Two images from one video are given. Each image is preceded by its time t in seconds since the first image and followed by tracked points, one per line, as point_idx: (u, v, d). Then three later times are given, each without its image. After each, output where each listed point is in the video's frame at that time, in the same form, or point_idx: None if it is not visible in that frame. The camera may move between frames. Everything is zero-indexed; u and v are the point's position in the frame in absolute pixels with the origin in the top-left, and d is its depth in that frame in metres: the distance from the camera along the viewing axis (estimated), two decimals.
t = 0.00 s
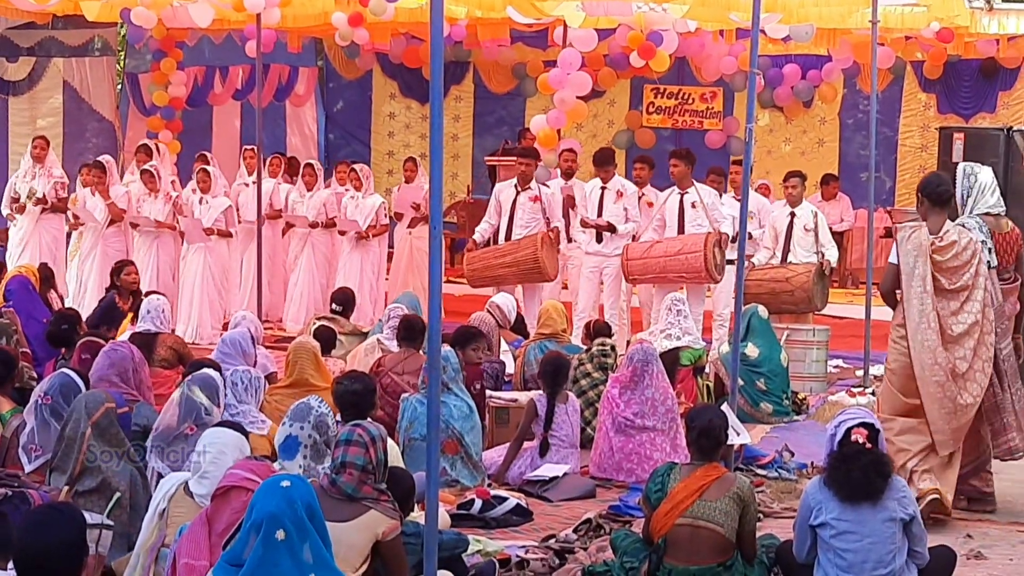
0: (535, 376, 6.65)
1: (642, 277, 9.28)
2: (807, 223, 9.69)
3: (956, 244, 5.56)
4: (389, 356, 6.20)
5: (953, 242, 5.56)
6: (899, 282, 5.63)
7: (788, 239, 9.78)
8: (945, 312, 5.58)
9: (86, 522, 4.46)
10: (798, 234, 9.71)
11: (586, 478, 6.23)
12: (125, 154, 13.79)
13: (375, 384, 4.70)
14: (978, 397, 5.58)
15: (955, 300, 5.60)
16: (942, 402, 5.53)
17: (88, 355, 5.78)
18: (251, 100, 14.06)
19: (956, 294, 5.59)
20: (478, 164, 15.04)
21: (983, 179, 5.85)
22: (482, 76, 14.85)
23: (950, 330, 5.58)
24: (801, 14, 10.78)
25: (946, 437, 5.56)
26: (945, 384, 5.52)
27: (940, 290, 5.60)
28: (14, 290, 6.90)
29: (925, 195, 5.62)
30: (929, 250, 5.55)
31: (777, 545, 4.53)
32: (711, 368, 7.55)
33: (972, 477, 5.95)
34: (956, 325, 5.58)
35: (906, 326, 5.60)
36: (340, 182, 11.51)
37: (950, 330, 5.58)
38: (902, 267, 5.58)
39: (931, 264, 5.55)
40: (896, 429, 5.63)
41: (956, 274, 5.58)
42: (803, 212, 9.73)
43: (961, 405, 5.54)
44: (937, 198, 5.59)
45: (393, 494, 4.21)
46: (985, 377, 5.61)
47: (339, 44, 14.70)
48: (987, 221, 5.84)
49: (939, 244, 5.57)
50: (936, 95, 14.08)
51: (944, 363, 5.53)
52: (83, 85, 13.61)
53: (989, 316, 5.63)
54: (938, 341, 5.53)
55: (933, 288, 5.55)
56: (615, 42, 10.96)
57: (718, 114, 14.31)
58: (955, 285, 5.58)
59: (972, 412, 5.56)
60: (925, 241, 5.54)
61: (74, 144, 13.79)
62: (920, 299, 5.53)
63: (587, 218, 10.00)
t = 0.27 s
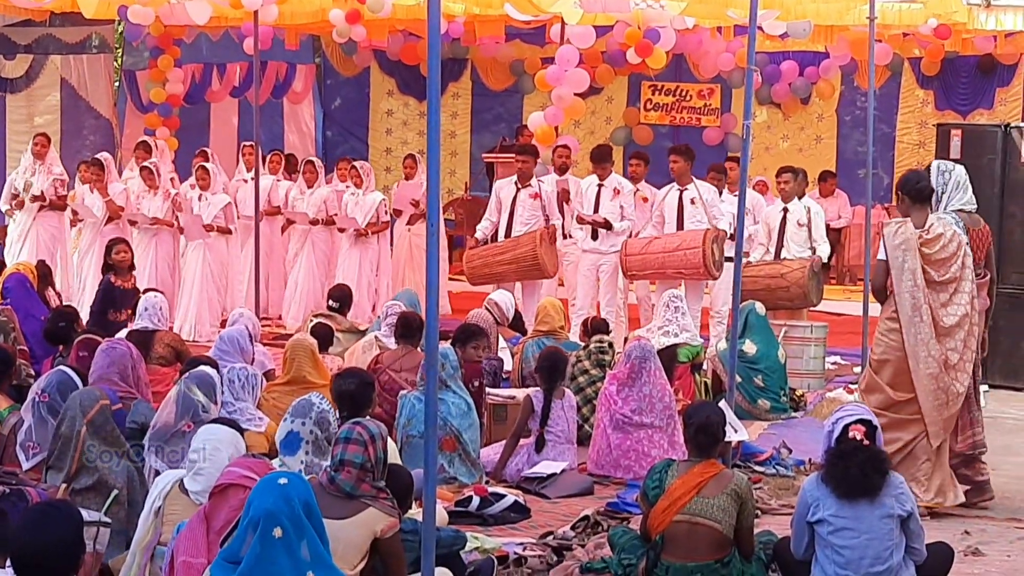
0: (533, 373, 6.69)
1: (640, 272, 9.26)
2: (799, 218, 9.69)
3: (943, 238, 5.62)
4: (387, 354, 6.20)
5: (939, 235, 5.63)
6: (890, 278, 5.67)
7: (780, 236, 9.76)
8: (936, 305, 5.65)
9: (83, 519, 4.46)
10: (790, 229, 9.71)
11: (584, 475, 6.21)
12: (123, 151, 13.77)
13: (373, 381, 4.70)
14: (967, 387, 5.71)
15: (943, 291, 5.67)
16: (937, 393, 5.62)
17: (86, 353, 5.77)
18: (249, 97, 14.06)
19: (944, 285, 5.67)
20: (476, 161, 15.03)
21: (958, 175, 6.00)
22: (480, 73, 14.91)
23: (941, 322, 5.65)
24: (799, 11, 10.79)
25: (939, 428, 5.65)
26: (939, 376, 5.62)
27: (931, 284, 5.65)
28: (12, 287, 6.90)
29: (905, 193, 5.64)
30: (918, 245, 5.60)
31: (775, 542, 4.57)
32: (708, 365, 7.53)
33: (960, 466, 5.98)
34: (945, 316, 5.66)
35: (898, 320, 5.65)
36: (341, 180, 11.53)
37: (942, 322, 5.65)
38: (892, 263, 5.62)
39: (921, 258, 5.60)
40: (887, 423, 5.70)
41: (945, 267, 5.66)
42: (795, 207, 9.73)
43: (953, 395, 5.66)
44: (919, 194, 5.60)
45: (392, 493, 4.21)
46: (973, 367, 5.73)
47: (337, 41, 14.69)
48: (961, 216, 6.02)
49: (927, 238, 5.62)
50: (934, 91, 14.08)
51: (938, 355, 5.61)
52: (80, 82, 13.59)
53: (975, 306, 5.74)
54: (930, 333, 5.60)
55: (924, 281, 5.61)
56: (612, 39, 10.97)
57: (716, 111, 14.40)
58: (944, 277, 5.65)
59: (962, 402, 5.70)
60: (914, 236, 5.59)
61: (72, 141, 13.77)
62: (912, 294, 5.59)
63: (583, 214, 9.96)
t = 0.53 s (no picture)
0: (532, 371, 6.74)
1: (637, 270, 9.26)
2: (789, 214, 9.70)
3: (917, 236, 5.69)
4: (384, 351, 6.21)
5: (913, 232, 5.69)
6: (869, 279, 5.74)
7: (770, 232, 9.76)
8: (916, 302, 5.72)
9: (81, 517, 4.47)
10: (781, 226, 9.71)
11: (582, 471, 6.23)
12: (121, 148, 13.77)
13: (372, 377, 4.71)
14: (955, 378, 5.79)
15: (924, 289, 5.73)
16: (925, 388, 5.70)
17: (84, 350, 5.76)
18: (247, 94, 14.07)
19: (923, 282, 5.73)
20: (474, 158, 15.02)
21: (933, 167, 6.14)
22: (477, 71, 14.88)
23: (924, 318, 5.72)
24: (796, 8, 10.80)
25: (931, 420, 5.74)
26: (927, 372, 5.69)
27: (911, 281, 5.72)
28: (10, 285, 6.90)
29: (876, 192, 5.70)
30: (894, 245, 5.67)
31: (772, 539, 4.59)
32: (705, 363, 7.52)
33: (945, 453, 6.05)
34: (927, 312, 5.72)
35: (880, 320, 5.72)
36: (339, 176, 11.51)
37: (925, 319, 5.72)
38: (870, 265, 5.70)
39: (897, 258, 5.67)
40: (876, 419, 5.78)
41: (922, 263, 5.71)
42: (785, 204, 9.74)
43: (941, 388, 5.74)
44: (890, 192, 5.66)
45: (391, 490, 4.22)
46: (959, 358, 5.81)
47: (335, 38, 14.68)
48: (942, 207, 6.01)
49: (901, 237, 5.69)
50: (931, 88, 13.97)
51: (924, 352, 5.68)
52: (78, 80, 13.58)
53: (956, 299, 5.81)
54: (914, 330, 5.67)
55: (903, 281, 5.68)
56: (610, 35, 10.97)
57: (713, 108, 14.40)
58: (923, 274, 5.71)
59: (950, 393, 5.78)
60: (888, 237, 5.66)
61: (70, 139, 13.76)
62: (892, 293, 5.66)
63: (576, 211, 9.99)
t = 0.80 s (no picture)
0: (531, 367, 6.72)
1: (631, 265, 9.27)
2: (781, 210, 9.70)
3: (895, 227, 5.80)
4: (382, 347, 6.20)
5: (892, 224, 5.80)
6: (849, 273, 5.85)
7: (762, 228, 9.75)
8: (896, 293, 5.83)
9: (77, 513, 4.43)
10: (772, 221, 9.71)
11: (580, 468, 6.23)
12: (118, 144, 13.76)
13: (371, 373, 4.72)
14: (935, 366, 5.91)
15: (903, 279, 5.84)
16: (906, 378, 5.81)
17: (82, 347, 5.77)
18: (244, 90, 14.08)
19: (903, 272, 5.84)
20: (472, 155, 15.02)
21: (909, 161, 6.18)
22: (475, 67, 14.90)
23: (904, 308, 5.84)
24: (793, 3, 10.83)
25: (911, 408, 5.86)
26: (908, 361, 5.80)
27: (890, 272, 5.83)
28: (7, 281, 6.89)
29: (853, 186, 5.80)
30: (872, 238, 5.78)
31: (770, 533, 4.62)
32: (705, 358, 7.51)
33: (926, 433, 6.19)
34: (907, 302, 5.84)
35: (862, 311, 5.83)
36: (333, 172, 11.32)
37: (905, 309, 5.84)
38: (848, 259, 5.79)
39: (877, 249, 5.78)
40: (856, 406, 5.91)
41: (902, 254, 5.83)
42: (776, 199, 9.75)
43: (922, 377, 5.85)
44: (867, 186, 5.75)
45: (391, 487, 4.22)
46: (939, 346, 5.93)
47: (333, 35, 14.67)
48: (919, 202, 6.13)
49: (880, 230, 5.80)
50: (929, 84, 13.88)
51: (904, 342, 5.80)
52: (76, 76, 13.57)
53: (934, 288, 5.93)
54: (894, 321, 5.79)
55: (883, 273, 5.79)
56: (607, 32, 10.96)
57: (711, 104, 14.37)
58: (903, 264, 5.82)
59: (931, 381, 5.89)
60: (867, 230, 5.76)
61: (68, 134, 13.73)
62: (872, 285, 5.77)
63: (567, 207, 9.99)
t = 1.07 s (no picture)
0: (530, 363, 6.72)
1: (616, 257, 9.28)
2: (774, 205, 9.72)
3: (892, 225, 5.86)
4: (381, 343, 6.21)
5: (890, 222, 5.85)
6: (844, 265, 5.88)
7: (756, 223, 9.77)
8: (889, 289, 5.88)
9: (76, 509, 4.44)
10: (767, 217, 9.73)
11: (579, 463, 6.23)
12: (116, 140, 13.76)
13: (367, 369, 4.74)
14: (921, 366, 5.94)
15: (895, 277, 5.90)
16: (892, 375, 5.84)
17: (80, 343, 5.78)
18: (243, 86, 14.08)
19: (896, 270, 5.90)
20: (470, 151, 15.01)
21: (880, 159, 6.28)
22: (474, 64, 14.87)
23: (895, 306, 5.88)
24: None
25: (894, 407, 5.88)
26: (895, 359, 5.83)
27: (884, 269, 5.88)
28: (6, 277, 6.89)
29: (855, 181, 5.80)
30: (870, 233, 5.81)
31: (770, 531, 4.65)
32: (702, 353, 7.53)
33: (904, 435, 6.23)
34: (898, 300, 5.89)
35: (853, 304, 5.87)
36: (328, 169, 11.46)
37: (896, 307, 5.88)
38: (845, 251, 5.83)
39: (873, 245, 5.82)
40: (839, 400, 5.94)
41: (896, 252, 5.89)
42: (770, 194, 9.76)
43: (907, 376, 5.87)
44: (870, 182, 5.77)
45: (391, 483, 4.22)
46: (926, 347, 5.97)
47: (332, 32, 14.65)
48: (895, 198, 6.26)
49: (879, 226, 5.83)
50: (927, 80, 13.82)
51: (892, 339, 5.84)
52: (74, 72, 13.55)
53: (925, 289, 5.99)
54: (884, 317, 5.83)
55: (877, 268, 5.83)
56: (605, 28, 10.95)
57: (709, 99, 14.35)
58: (896, 263, 5.88)
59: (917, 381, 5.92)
60: (866, 225, 5.80)
61: (66, 131, 13.70)
62: (866, 280, 5.81)
63: (558, 203, 10.03)
